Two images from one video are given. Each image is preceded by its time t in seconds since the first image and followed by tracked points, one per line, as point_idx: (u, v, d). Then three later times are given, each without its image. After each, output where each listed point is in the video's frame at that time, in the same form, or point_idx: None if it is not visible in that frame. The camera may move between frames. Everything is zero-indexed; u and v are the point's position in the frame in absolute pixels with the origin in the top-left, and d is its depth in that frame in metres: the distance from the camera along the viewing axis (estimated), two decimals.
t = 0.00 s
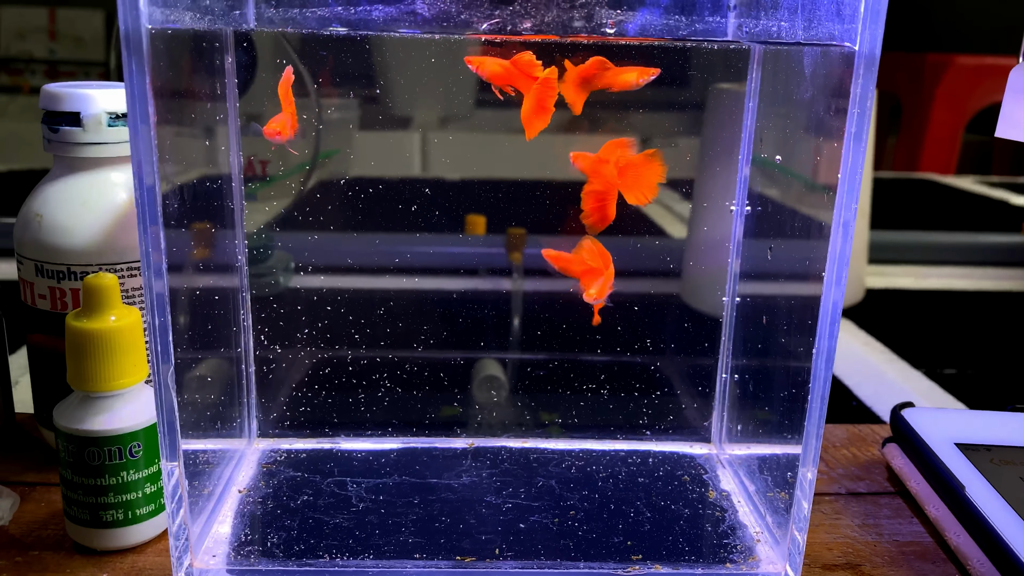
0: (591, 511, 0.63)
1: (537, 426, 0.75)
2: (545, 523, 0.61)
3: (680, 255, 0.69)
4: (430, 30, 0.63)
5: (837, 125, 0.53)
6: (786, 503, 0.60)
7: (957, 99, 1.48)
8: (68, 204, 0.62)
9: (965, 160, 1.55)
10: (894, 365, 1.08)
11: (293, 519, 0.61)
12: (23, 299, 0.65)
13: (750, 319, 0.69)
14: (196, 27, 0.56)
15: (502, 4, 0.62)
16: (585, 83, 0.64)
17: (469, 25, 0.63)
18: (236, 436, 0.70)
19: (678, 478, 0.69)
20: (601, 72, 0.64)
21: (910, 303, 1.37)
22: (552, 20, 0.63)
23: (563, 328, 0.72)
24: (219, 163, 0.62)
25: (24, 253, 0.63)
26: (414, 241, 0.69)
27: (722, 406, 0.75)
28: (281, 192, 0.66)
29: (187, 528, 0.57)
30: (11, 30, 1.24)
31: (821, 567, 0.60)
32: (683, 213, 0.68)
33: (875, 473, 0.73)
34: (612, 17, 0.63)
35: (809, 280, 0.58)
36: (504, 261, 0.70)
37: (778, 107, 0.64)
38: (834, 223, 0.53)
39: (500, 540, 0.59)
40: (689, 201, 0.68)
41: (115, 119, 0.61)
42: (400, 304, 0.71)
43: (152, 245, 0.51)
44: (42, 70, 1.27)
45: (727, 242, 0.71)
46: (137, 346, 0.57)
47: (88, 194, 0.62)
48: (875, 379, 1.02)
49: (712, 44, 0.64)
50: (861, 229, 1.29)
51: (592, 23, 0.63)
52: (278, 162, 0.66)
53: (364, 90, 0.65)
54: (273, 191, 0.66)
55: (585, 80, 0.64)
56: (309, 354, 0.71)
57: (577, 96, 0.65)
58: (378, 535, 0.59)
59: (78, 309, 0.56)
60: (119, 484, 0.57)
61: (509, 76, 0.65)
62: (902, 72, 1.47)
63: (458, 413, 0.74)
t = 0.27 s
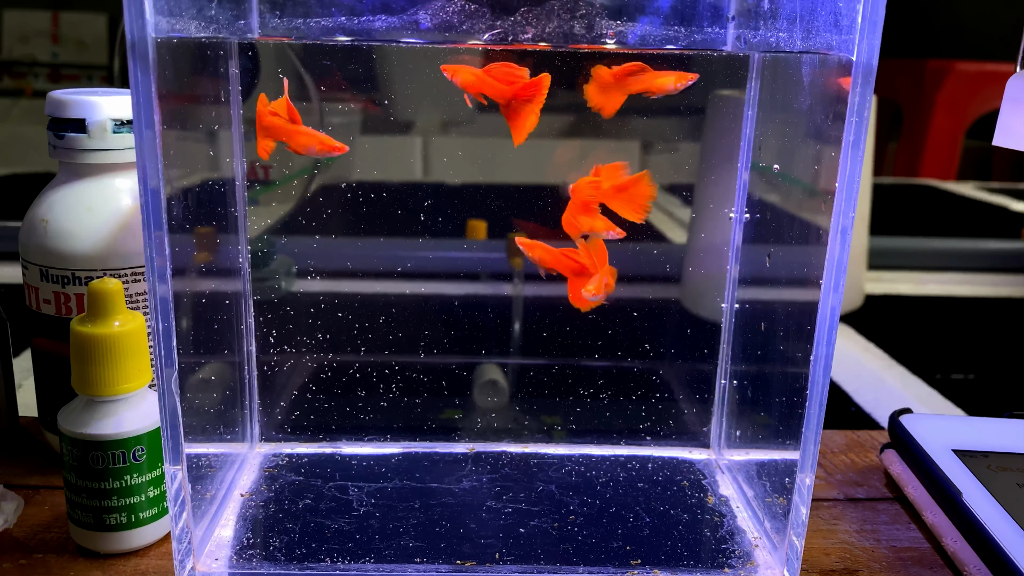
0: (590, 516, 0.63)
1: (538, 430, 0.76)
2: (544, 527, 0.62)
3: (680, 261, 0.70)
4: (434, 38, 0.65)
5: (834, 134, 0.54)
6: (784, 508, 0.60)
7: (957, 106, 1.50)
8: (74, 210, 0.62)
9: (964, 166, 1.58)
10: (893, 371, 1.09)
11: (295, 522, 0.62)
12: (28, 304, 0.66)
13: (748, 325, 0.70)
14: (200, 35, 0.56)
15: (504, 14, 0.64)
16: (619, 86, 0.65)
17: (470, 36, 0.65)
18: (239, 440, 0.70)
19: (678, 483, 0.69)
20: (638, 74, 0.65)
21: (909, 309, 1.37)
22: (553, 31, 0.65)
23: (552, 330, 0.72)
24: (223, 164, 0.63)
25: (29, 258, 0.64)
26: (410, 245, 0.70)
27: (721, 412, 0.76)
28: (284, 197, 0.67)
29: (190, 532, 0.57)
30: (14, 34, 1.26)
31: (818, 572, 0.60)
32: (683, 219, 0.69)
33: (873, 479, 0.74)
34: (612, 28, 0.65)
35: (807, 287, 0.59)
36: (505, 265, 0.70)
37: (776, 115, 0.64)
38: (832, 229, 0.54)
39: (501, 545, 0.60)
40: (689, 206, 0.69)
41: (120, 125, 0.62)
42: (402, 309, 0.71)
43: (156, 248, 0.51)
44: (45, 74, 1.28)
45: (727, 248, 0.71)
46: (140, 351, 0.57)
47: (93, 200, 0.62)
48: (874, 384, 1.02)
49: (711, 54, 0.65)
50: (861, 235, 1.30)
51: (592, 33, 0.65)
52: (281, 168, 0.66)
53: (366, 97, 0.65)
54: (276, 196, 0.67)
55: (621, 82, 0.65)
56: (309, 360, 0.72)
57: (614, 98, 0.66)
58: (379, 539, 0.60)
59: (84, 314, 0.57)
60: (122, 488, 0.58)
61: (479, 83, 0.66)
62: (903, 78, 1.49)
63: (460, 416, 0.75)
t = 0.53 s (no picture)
0: (592, 519, 0.64)
1: (541, 433, 0.76)
2: (547, 530, 0.62)
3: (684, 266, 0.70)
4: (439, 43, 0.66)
5: (835, 139, 0.54)
6: (785, 511, 0.61)
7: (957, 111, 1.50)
8: (80, 213, 0.63)
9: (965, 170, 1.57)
10: (893, 374, 1.09)
11: (298, 524, 0.62)
12: (34, 307, 0.66)
13: (750, 329, 0.70)
14: (207, 40, 0.57)
15: (508, 21, 0.65)
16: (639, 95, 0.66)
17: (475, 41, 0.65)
18: (243, 442, 0.70)
19: (679, 486, 0.70)
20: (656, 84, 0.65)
21: (909, 312, 1.38)
22: (557, 38, 0.66)
23: (551, 332, 0.72)
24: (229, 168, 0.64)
25: (36, 261, 0.64)
26: (417, 249, 0.70)
27: (723, 415, 0.76)
28: (287, 200, 0.68)
29: (194, 533, 0.58)
30: (17, 37, 1.30)
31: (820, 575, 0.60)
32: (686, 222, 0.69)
33: (874, 482, 0.74)
34: (614, 35, 0.66)
35: (808, 291, 0.59)
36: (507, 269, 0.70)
37: (778, 120, 0.64)
38: (833, 234, 0.54)
39: (503, 547, 0.60)
40: (690, 209, 0.69)
41: (126, 129, 0.62)
42: (405, 312, 0.72)
43: (162, 252, 0.51)
44: (47, 77, 1.33)
45: (728, 252, 0.72)
46: (146, 354, 0.58)
47: (99, 204, 0.63)
48: (875, 387, 1.03)
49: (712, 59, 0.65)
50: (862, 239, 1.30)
51: (594, 40, 0.66)
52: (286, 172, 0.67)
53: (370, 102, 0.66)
54: (280, 200, 0.68)
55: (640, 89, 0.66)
56: (314, 363, 0.73)
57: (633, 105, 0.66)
58: (382, 541, 0.60)
59: (90, 317, 0.57)
60: (127, 490, 0.58)
61: (481, 111, 0.66)
62: (903, 82, 1.50)
63: (461, 415, 0.75)
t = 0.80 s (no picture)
0: (600, 521, 0.63)
1: (547, 435, 0.76)
2: (554, 532, 0.62)
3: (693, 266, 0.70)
4: (443, 44, 0.64)
5: (845, 139, 0.54)
6: (795, 514, 0.60)
7: (961, 112, 1.47)
8: (86, 214, 0.63)
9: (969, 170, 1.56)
10: (901, 376, 1.08)
11: (305, 526, 0.62)
12: (40, 307, 0.66)
13: (759, 331, 0.70)
14: (214, 39, 0.56)
15: (517, 20, 0.63)
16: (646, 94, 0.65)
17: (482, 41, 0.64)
18: (249, 443, 0.70)
19: (687, 489, 0.69)
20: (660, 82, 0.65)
21: (916, 314, 1.37)
22: (566, 38, 0.64)
23: (564, 333, 0.72)
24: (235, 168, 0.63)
25: (42, 262, 0.64)
26: (428, 249, 0.70)
27: (730, 417, 0.76)
28: (293, 198, 0.67)
29: (200, 535, 0.57)
30: (21, 37, 1.28)
31: None
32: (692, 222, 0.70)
33: (883, 484, 0.73)
34: (624, 34, 0.64)
35: (817, 292, 0.59)
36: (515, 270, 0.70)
37: (788, 121, 0.64)
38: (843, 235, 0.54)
39: (511, 549, 0.60)
40: (696, 210, 0.70)
41: (132, 129, 0.62)
42: (412, 313, 0.72)
43: (169, 252, 0.51)
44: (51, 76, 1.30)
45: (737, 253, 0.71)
46: (153, 355, 0.58)
47: (105, 204, 0.63)
48: (882, 389, 1.02)
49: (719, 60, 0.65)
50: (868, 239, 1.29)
51: (604, 40, 0.65)
52: (292, 172, 0.66)
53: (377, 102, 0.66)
54: (285, 200, 0.67)
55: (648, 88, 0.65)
56: (320, 363, 0.72)
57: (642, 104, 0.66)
58: (389, 543, 0.60)
59: (96, 318, 0.57)
60: (134, 491, 0.58)
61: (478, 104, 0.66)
62: (907, 83, 1.48)
63: (467, 417, 0.74)
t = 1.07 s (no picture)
0: (605, 515, 0.63)
1: (549, 430, 0.76)
2: (559, 527, 0.62)
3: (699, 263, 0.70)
4: (448, 37, 0.64)
5: (852, 131, 0.53)
6: (800, 508, 0.60)
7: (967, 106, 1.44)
8: (90, 207, 0.63)
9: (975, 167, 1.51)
10: (906, 371, 1.08)
11: (309, 519, 0.62)
12: (44, 301, 0.66)
13: (765, 325, 0.69)
14: (218, 32, 0.56)
15: (521, 12, 0.63)
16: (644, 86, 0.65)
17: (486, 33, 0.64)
18: (252, 438, 0.70)
19: (692, 483, 0.69)
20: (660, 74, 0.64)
21: (921, 309, 1.37)
22: (570, 29, 0.64)
23: (573, 328, 0.72)
24: (239, 162, 0.63)
25: (45, 255, 0.64)
26: (429, 244, 0.70)
27: (735, 411, 0.76)
28: (296, 193, 0.67)
29: (205, 528, 0.57)
30: (26, 33, 1.27)
31: (834, 572, 0.60)
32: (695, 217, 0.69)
33: (889, 479, 0.73)
34: (629, 25, 0.64)
35: (823, 286, 0.58)
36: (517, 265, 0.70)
37: (793, 114, 0.64)
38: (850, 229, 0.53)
39: (515, 543, 0.60)
40: (699, 205, 0.69)
41: (136, 122, 0.62)
42: (417, 311, 0.71)
43: (172, 245, 0.51)
44: (56, 73, 1.29)
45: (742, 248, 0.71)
46: (156, 348, 0.58)
47: (109, 198, 0.63)
48: (888, 384, 1.02)
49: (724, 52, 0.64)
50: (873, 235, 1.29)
51: (609, 30, 0.65)
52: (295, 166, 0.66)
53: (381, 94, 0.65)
54: (288, 193, 0.67)
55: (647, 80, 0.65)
56: (322, 359, 0.72)
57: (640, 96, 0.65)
58: (393, 537, 0.60)
59: (100, 311, 0.57)
60: (138, 485, 0.58)
61: (478, 72, 0.65)
62: (911, 78, 1.46)
63: (469, 414, 0.74)
